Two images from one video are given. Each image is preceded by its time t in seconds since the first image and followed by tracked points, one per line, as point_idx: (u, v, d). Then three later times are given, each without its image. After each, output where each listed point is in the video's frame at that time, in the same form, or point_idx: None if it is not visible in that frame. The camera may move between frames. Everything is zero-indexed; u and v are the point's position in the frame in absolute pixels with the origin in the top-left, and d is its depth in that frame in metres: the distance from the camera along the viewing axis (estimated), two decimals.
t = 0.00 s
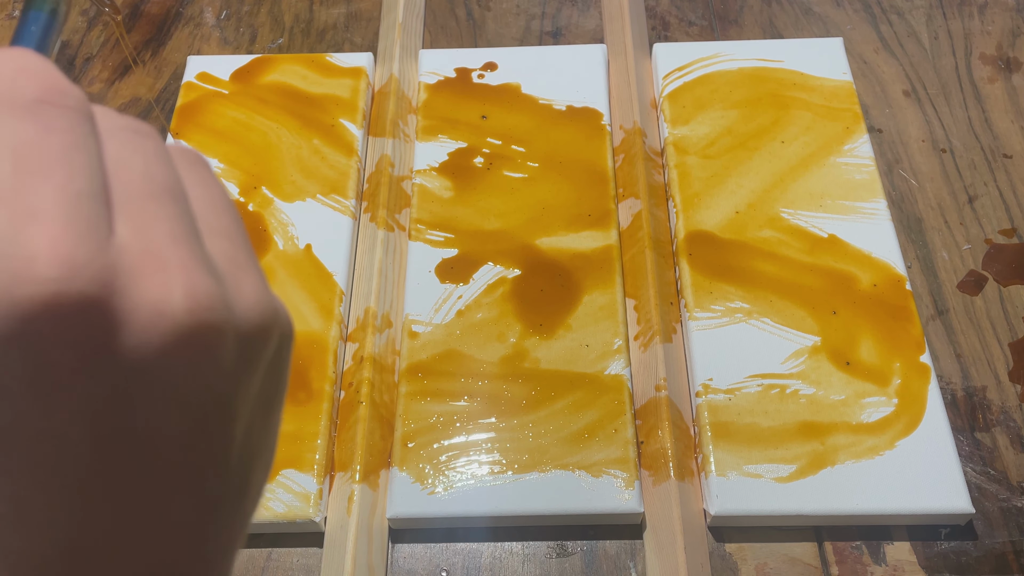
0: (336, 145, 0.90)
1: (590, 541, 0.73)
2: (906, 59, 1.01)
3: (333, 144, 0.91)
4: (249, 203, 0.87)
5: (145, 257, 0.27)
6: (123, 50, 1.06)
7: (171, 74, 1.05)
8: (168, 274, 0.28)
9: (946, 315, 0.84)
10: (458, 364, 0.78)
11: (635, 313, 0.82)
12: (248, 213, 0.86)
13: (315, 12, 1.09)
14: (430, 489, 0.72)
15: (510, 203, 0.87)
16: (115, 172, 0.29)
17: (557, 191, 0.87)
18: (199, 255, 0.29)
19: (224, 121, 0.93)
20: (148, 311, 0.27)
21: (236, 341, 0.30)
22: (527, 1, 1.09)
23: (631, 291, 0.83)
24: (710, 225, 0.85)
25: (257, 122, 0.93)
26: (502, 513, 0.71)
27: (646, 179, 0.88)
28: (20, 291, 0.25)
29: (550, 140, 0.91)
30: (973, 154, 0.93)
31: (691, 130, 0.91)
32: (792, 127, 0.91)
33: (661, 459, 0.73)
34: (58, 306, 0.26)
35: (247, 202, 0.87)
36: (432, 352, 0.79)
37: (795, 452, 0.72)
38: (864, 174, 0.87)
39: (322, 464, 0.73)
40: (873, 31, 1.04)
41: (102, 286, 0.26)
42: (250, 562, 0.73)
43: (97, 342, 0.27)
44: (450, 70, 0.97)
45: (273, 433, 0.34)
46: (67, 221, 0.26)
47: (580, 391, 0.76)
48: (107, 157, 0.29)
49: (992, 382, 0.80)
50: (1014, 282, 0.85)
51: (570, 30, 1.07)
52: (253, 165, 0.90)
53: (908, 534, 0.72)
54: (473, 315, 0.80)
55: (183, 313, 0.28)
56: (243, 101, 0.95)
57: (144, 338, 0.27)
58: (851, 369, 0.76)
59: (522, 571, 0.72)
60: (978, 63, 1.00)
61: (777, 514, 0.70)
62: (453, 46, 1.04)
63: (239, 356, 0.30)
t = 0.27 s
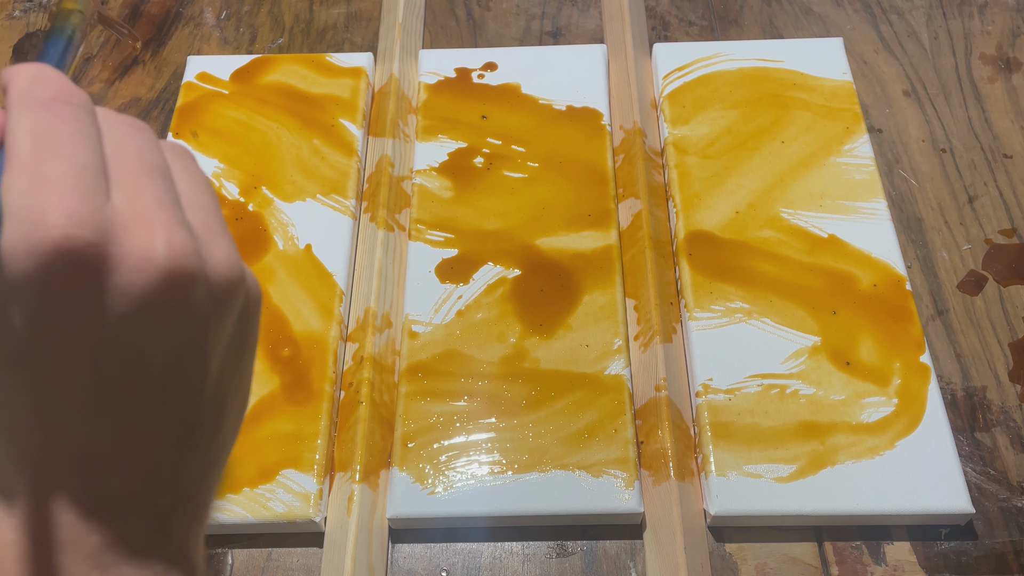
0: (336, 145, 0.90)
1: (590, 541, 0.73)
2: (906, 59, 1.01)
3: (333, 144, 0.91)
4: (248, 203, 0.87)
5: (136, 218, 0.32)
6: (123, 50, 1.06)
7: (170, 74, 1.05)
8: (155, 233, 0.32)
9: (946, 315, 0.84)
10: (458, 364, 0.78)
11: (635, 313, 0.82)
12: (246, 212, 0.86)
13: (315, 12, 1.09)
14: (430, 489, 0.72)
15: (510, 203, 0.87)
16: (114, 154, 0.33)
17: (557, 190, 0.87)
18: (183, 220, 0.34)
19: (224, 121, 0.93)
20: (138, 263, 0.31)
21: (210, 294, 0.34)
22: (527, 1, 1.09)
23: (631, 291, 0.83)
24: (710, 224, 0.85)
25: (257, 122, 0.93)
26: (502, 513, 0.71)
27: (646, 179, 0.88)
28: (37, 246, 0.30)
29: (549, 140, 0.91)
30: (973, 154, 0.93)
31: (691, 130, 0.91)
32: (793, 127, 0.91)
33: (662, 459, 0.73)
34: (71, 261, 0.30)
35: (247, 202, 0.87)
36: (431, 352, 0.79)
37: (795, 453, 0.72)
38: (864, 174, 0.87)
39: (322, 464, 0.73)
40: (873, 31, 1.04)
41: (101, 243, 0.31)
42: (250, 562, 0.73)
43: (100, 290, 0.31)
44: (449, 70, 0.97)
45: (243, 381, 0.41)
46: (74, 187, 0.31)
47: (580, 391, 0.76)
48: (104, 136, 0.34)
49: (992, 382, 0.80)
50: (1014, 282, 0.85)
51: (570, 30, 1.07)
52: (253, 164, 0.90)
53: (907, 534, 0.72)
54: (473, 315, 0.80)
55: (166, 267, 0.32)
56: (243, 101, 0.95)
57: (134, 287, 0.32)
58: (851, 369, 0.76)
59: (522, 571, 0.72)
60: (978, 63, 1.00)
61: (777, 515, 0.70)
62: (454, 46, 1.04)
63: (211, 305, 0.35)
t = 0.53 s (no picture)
0: (336, 145, 0.91)
1: (590, 541, 0.73)
2: (906, 59, 1.01)
3: (333, 144, 0.91)
4: (248, 202, 0.87)
5: (168, 271, 0.40)
6: (123, 50, 1.07)
7: (170, 74, 1.05)
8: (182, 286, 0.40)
9: (946, 315, 0.84)
10: (458, 365, 0.78)
11: (635, 313, 0.82)
12: (247, 212, 0.86)
13: (315, 12, 1.09)
14: (430, 489, 0.72)
15: (509, 203, 0.87)
16: (152, 222, 0.42)
17: (557, 190, 0.87)
18: (203, 277, 0.42)
19: (224, 121, 0.93)
20: (168, 309, 0.39)
21: (218, 336, 0.42)
22: (527, 1, 1.09)
23: (631, 291, 0.83)
24: (710, 225, 0.85)
25: (257, 122, 0.93)
26: (502, 513, 0.71)
27: (646, 179, 0.88)
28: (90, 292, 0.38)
29: (549, 140, 0.91)
30: (973, 154, 0.93)
31: (691, 130, 0.91)
32: (792, 127, 0.91)
33: (662, 459, 0.73)
34: (115, 305, 0.38)
35: (247, 202, 0.87)
36: (431, 352, 0.79)
37: (795, 452, 0.72)
38: (864, 174, 0.87)
39: (322, 464, 0.73)
40: (873, 31, 1.04)
41: (140, 292, 0.38)
42: (250, 562, 0.73)
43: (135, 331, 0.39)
44: (449, 70, 0.97)
45: (239, 406, 0.49)
46: (123, 247, 0.38)
47: (580, 391, 0.76)
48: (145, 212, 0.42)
49: (992, 383, 0.80)
50: (1014, 282, 0.85)
51: (570, 30, 1.07)
52: (253, 165, 0.90)
53: (908, 534, 0.72)
54: (473, 315, 0.80)
55: (187, 312, 0.40)
56: (243, 101, 0.95)
57: (161, 325, 0.39)
58: (851, 369, 0.76)
59: (522, 571, 0.72)
60: (978, 64, 1.00)
61: (777, 514, 0.70)
62: (454, 46, 1.04)
63: (218, 344, 0.43)
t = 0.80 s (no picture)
0: (336, 145, 0.91)
1: (590, 541, 0.73)
2: (906, 59, 1.01)
3: (334, 144, 0.91)
4: (248, 202, 0.87)
5: (193, 330, 0.47)
6: (123, 50, 1.07)
7: (170, 74, 1.05)
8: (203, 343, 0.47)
9: (945, 315, 0.84)
10: (458, 365, 0.78)
11: (635, 313, 0.82)
12: (247, 213, 0.86)
13: (315, 12, 1.09)
14: (430, 489, 0.72)
15: (509, 203, 0.87)
16: (182, 289, 0.49)
17: (557, 190, 0.87)
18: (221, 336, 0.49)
19: (224, 121, 0.93)
20: (190, 361, 0.46)
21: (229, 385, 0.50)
22: (527, 1, 1.09)
23: (631, 291, 0.83)
24: (710, 225, 0.85)
25: (257, 122, 0.93)
26: (502, 513, 0.71)
27: (646, 179, 0.88)
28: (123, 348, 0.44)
29: (549, 140, 0.91)
30: (972, 154, 0.93)
31: (690, 130, 0.91)
32: (792, 127, 0.91)
33: (661, 459, 0.73)
34: (145, 361, 0.45)
35: (246, 202, 0.87)
36: (432, 352, 0.79)
37: (795, 452, 0.72)
38: (864, 174, 0.87)
39: (322, 464, 0.73)
40: (873, 31, 1.04)
41: (170, 343, 0.45)
42: (250, 562, 0.73)
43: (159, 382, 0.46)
44: (449, 70, 0.97)
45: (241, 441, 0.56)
46: (158, 307, 0.45)
47: (580, 391, 0.76)
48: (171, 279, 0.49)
49: (991, 382, 0.80)
50: (1014, 282, 0.85)
51: (570, 30, 1.07)
52: (253, 164, 0.90)
53: (907, 534, 0.72)
54: (473, 315, 0.80)
55: (206, 364, 0.47)
56: (243, 101, 0.95)
57: (183, 372, 0.46)
58: (850, 369, 0.76)
59: (522, 571, 0.72)
60: (978, 64, 1.00)
61: (777, 514, 0.70)
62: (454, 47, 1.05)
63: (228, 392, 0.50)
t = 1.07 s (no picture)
0: (336, 145, 0.91)
1: (590, 541, 0.73)
2: (906, 59, 1.01)
3: (334, 144, 0.91)
4: (249, 202, 0.87)
5: (251, 390, 0.52)
6: (123, 50, 1.07)
7: (170, 74, 1.05)
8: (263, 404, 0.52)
9: (945, 315, 0.84)
10: (458, 365, 0.78)
11: (635, 313, 0.82)
12: (248, 213, 0.86)
13: (315, 12, 1.09)
14: (430, 489, 0.72)
15: (509, 203, 0.87)
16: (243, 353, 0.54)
17: (557, 190, 0.88)
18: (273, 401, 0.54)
19: (224, 121, 0.93)
20: (248, 418, 0.51)
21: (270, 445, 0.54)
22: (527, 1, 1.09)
23: (631, 291, 0.83)
24: (710, 225, 0.85)
25: (257, 122, 0.93)
26: (502, 513, 0.71)
27: (646, 179, 0.88)
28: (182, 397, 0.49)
29: (549, 140, 0.91)
30: (972, 154, 0.93)
31: (690, 130, 0.91)
32: (792, 127, 0.91)
33: (661, 458, 0.73)
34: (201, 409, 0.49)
35: (247, 202, 0.87)
36: (432, 352, 0.79)
37: (795, 452, 0.72)
38: (864, 174, 0.87)
39: (322, 464, 0.73)
40: (873, 31, 1.04)
41: (236, 401, 0.50)
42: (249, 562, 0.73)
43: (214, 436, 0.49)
44: (450, 70, 0.97)
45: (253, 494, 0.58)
46: (230, 367, 0.51)
47: (580, 391, 0.76)
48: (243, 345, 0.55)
49: (992, 382, 0.80)
50: (1014, 282, 0.85)
51: (570, 30, 1.07)
52: (253, 165, 0.90)
53: (907, 534, 0.72)
54: (473, 315, 0.80)
55: (261, 423, 0.51)
56: (243, 101, 0.95)
57: (241, 427, 0.50)
58: (850, 369, 0.76)
59: (522, 571, 0.72)
60: (978, 63, 1.00)
61: (777, 514, 0.70)
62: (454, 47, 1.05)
63: (271, 451, 0.53)
